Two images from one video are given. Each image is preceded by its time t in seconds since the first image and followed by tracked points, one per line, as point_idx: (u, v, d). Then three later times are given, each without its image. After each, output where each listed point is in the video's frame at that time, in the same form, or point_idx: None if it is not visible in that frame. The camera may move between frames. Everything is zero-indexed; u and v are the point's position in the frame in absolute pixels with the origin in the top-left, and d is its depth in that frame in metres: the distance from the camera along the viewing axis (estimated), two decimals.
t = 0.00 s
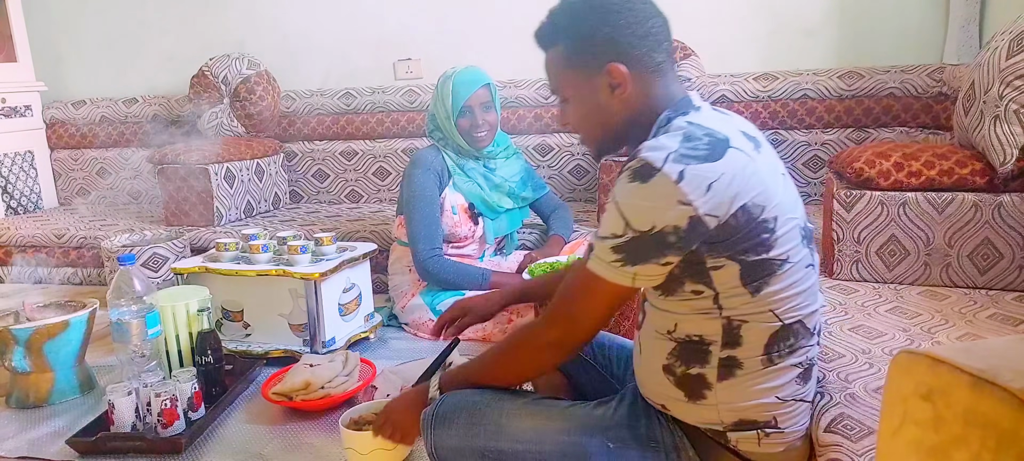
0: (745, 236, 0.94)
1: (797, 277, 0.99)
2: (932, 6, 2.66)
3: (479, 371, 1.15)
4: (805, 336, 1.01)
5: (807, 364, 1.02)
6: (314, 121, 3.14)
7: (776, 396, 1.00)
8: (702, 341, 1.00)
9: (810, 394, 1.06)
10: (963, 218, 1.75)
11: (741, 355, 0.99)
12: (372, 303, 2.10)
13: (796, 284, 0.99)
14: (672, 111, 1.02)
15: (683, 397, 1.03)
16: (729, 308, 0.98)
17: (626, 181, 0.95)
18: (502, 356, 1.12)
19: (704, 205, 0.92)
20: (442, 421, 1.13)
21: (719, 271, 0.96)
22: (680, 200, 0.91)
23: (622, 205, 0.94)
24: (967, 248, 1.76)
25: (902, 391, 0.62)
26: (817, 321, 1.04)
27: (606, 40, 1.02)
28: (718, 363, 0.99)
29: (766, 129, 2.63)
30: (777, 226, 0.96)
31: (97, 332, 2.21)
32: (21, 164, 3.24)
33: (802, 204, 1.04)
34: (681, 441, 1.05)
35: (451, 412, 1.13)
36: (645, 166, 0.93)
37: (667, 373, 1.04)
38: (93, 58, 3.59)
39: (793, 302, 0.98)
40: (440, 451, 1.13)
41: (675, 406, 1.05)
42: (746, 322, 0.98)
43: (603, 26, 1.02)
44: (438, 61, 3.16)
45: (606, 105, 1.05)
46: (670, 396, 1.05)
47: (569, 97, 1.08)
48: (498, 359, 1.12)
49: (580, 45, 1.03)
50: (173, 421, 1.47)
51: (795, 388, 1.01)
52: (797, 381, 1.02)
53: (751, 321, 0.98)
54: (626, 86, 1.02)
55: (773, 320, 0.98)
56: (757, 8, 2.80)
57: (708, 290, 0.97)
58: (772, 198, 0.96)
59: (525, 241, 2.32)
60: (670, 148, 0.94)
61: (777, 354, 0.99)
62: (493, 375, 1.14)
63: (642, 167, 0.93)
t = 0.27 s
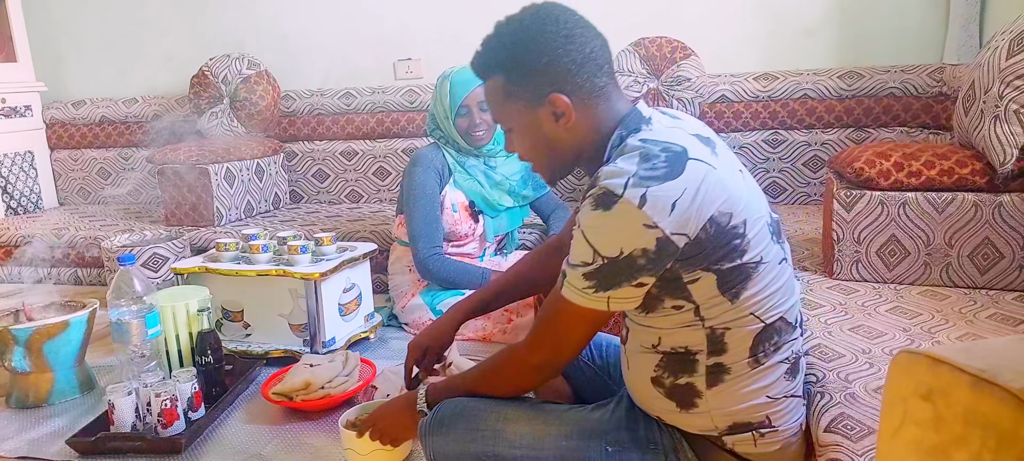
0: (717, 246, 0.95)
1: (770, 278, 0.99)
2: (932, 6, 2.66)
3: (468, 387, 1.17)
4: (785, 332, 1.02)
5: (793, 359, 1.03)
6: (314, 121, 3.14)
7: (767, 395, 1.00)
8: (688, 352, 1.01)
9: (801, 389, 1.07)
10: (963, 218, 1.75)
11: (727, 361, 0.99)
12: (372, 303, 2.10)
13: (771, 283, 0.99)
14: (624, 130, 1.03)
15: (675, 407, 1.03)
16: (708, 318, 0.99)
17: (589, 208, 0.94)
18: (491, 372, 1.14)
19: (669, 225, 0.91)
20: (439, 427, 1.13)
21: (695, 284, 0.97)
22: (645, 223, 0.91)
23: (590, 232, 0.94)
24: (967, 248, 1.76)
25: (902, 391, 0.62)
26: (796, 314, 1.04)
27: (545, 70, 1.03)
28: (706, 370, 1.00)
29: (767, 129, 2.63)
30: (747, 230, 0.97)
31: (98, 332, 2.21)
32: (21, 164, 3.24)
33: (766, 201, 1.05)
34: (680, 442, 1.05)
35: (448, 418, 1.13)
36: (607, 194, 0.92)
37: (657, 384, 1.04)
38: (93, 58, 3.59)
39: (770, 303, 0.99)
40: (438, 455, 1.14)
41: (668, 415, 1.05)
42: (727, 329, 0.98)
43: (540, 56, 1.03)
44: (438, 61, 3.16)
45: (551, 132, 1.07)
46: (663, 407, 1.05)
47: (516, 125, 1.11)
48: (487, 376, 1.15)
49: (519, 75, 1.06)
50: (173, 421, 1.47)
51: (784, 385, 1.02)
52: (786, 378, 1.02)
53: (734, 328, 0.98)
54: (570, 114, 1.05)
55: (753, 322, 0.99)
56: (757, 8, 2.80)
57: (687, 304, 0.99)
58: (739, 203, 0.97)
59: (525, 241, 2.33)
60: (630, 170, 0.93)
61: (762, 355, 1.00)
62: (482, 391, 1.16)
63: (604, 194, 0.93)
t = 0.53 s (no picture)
0: (714, 254, 0.94)
1: (768, 285, 0.99)
2: (932, 6, 2.66)
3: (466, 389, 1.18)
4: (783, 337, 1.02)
5: (792, 363, 1.03)
6: (314, 121, 3.14)
7: (766, 400, 1.00)
8: (686, 359, 1.01)
9: (800, 392, 1.07)
10: (963, 218, 1.75)
11: (725, 367, 0.99)
12: (372, 303, 2.10)
13: (769, 291, 0.99)
14: (621, 134, 1.03)
15: (674, 412, 1.03)
16: (706, 325, 0.99)
17: (584, 214, 0.95)
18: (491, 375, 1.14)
19: (665, 233, 0.91)
20: (439, 426, 1.13)
21: (693, 291, 0.97)
22: (642, 231, 0.91)
23: (586, 239, 0.94)
24: (967, 248, 1.76)
25: (903, 392, 0.62)
26: (795, 319, 1.05)
27: (538, 75, 1.03)
28: (704, 376, 1.00)
29: (767, 129, 2.63)
30: (744, 238, 0.97)
31: (97, 333, 2.21)
32: (21, 164, 3.24)
33: (765, 207, 1.04)
34: (680, 445, 1.05)
35: (449, 418, 1.13)
36: (603, 201, 0.93)
37: (655, 389, 1.04)
38: (93, 58, 3.60)
39: (768, 311, 0.99)
40: (438, 456, 1.13)
41: (667, 420, 1.05)
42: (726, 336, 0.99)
43: (532, 62, 1.03)
44: (438, 61, 3.16)
45: (545, 138, 1.07)
46: (661, 413, 1.05)
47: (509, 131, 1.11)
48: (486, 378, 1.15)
49: (511, 81, 1.05)
50: (173, 421, 1.47)
51: (784, 389, 1.02)
52: (785, 382, 1.02)
53: (732, 334, 0.99)
54: (564, 119, 1.05)
55: (751, 329, 0.99)
56: (758, 8, 2.80)
57: (685, 312, 0.99)
58: (736, 211, 0.96)
59: (525, 241, 2.33)
60: (626, 177, 0.93)
61: (761, 361, 1.00)
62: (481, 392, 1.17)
63: (599, 201, 0.93)
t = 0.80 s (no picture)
0: (719, 256, 0.94)
1: (772, 287, 0.99)
2: (932, 6, 2.66)
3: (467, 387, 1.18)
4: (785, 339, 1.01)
5: (795, 365, 1.03)
6: (314, 120, 3.14)
7: (768, 401, 1.00)
8: (689, 359, 1.01)
9: (802, 393, 1.06)
10: (963, 218, 1.75)
11: (728, 368, 0.99)
12: (372, 303, 2.09)
13: (773, 293, 0.99)
14: (628, 134, 1.03)
15: (676, 411, 1.03)
16: (710, 326, 0.99)
17: (590, 214, 0.95)
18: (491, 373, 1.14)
19: (672, 234, 0.91)
20: (441, 425, 1.13)
21: (697, 292, 0.97)
22: (648, 232, 0.91)
23: (591, 240, 0.94)
24: (967, 248, 1.76)
25: (902, 391, 0.62)
26: (798, 321, 1.04)
27: (549, 71, 1.03)
28: (706, 377, 1.00)
29: (767, 129, 2.63)
30: (750, 239, 0.96)
31: (97, 332, 2.21)
32: (21, 164, 3.24)
33: (771, 209, 1.04)
34: (681, 445, 1.05)
35: (451, 416, 1.13)
36: (609, 202, 0.93)
37: (657, 389, 1.04)
38: (93, 58, 3.60)
39: (772, 313, 0.99)
40: (440, 455, 1.13)
41: (668, 420, 1.05)
42: (729, 337, 0.99)
43: (545, 57, 1.03)
44: (438, 61, 3.15)
45: (554, 134, 1.07)
46: (663, 412, 1.05)
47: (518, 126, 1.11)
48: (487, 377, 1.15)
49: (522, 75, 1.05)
50: (173, 421, 1.47)
51: (785, 390, 1.02)
52: (787, 383, 1.02)
53: (735, 336, 0.98)
54: (574, 116, 1.05)
55: (755, 331, 0.99)
56: (757, 8, 2.80)
57: (689, 312, 0.99)
58: (742, 213, 0.96)
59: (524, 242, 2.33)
60: (633, 178, 0.93)
61: (764, 362, 1.00)
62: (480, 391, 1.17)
63: (605, 201, 0.93)
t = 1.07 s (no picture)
0: (716, 250, 0.95)
1: (769, 282, 0.99)
2: (931, 6, 2.66)
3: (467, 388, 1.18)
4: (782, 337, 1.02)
5: (793, 363, 1.04)
6: (314, 120, 3.14)
7: (766, 398, 1.00)
8: (688, 356, 1.01)
9: (800, 391, 1.07)
10: (963, 218, 1.75)
11: (727, 365, 0.99)
12: (372, 303, 2.10)
13: (770, 287, 0.99)
14: (625, 132, 1.03)
15: (675, 410, 1.03)
16: (708, 322, 0.99)
17: (589, 210, 0.95)
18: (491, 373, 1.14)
19: (668, 228, 0.92)
20: (441, 425, 1.12)
21: (695, 287, 0.97)
22: (645, 225, 0.91)
23: (588, 235, 0.95)
24: (967, 247, 1.76)
25: (903, 391, 0.62)
26: (796, 317, 1.05)
27: (546, 70, 1.04)
28: (705, 374, 1.00)
29: (767, 129, 2.63)
30: (746, 234, 0.97)
31: (98, 332, 2.21)
32: (21, 164, 3.24)
33: (767, 205, 1.04)
34: (681, 445, 1.05)
35: (450, 417, 1.13)
36: (607, 196, 0.93)
37: (656, 388, 1.04)
38: (93, 58, 3.60)
39: (769, 308, 0.99)
40: (439, 455, 1.13)
41: (667, 419, 1.05)
42: (727, 333, 0.99)
43: (543, 54, 1.03)
44: (438, 61, 3.16)
45: (552, 132, 1.07)
46: (662, 412, 1.05)
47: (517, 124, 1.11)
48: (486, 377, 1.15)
49: (520, 73, 1.05)
50: (173, 421, 1.47)
51: (784, 387, 1.02)
52: (785, 381, 1.02)
53: (733, 332, 0.99)
54: (572, 114, 1.05)
55: (753, 327, 0.99)
56: (757, 8, 2.80)
57: (687, 309, 0.99)
58: (737, 207, 0.96)
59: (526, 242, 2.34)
60: (630, 172, 0.93)
61: (762, 358, 1.00)
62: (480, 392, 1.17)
63: (602, 195, 0.93)
